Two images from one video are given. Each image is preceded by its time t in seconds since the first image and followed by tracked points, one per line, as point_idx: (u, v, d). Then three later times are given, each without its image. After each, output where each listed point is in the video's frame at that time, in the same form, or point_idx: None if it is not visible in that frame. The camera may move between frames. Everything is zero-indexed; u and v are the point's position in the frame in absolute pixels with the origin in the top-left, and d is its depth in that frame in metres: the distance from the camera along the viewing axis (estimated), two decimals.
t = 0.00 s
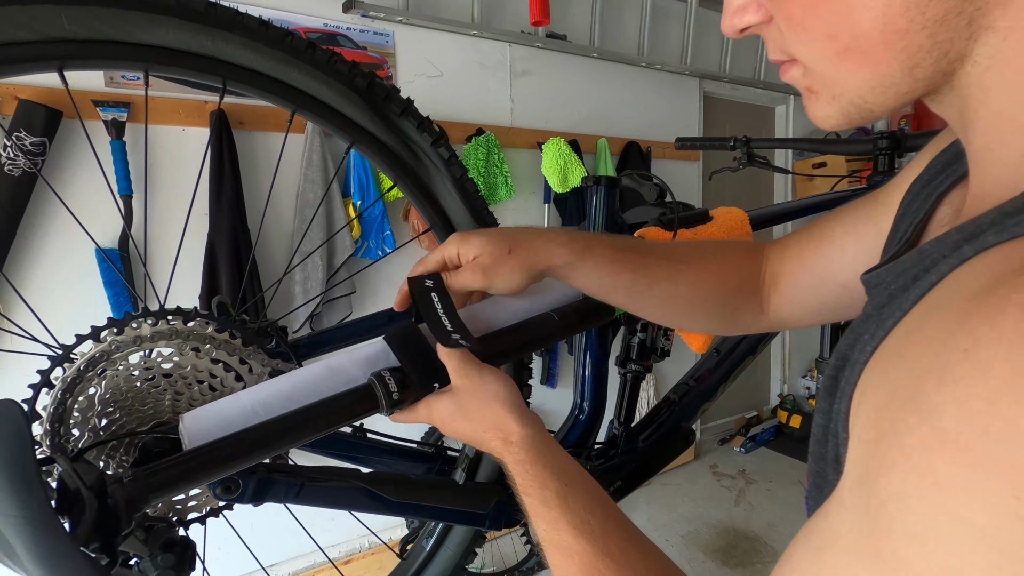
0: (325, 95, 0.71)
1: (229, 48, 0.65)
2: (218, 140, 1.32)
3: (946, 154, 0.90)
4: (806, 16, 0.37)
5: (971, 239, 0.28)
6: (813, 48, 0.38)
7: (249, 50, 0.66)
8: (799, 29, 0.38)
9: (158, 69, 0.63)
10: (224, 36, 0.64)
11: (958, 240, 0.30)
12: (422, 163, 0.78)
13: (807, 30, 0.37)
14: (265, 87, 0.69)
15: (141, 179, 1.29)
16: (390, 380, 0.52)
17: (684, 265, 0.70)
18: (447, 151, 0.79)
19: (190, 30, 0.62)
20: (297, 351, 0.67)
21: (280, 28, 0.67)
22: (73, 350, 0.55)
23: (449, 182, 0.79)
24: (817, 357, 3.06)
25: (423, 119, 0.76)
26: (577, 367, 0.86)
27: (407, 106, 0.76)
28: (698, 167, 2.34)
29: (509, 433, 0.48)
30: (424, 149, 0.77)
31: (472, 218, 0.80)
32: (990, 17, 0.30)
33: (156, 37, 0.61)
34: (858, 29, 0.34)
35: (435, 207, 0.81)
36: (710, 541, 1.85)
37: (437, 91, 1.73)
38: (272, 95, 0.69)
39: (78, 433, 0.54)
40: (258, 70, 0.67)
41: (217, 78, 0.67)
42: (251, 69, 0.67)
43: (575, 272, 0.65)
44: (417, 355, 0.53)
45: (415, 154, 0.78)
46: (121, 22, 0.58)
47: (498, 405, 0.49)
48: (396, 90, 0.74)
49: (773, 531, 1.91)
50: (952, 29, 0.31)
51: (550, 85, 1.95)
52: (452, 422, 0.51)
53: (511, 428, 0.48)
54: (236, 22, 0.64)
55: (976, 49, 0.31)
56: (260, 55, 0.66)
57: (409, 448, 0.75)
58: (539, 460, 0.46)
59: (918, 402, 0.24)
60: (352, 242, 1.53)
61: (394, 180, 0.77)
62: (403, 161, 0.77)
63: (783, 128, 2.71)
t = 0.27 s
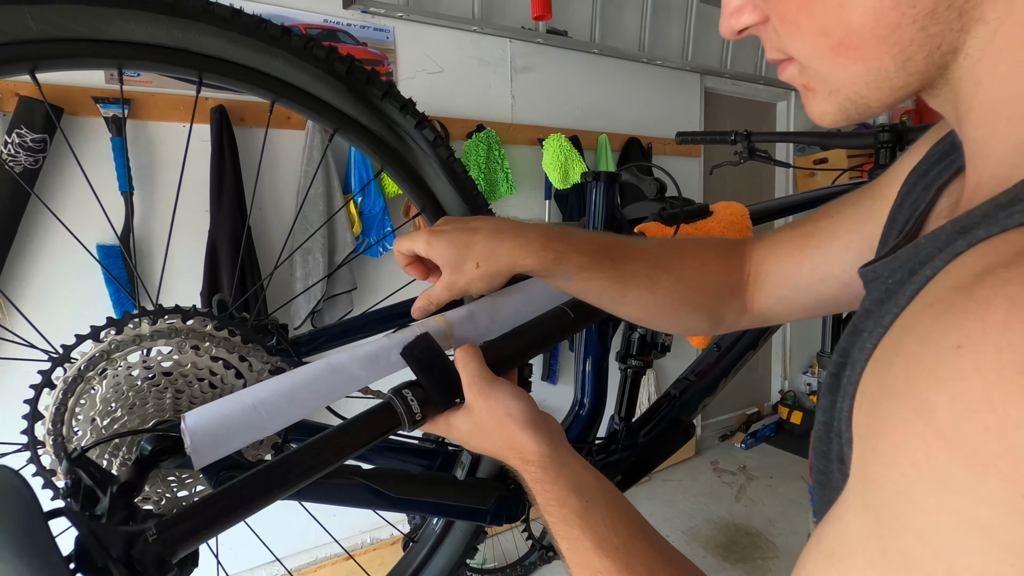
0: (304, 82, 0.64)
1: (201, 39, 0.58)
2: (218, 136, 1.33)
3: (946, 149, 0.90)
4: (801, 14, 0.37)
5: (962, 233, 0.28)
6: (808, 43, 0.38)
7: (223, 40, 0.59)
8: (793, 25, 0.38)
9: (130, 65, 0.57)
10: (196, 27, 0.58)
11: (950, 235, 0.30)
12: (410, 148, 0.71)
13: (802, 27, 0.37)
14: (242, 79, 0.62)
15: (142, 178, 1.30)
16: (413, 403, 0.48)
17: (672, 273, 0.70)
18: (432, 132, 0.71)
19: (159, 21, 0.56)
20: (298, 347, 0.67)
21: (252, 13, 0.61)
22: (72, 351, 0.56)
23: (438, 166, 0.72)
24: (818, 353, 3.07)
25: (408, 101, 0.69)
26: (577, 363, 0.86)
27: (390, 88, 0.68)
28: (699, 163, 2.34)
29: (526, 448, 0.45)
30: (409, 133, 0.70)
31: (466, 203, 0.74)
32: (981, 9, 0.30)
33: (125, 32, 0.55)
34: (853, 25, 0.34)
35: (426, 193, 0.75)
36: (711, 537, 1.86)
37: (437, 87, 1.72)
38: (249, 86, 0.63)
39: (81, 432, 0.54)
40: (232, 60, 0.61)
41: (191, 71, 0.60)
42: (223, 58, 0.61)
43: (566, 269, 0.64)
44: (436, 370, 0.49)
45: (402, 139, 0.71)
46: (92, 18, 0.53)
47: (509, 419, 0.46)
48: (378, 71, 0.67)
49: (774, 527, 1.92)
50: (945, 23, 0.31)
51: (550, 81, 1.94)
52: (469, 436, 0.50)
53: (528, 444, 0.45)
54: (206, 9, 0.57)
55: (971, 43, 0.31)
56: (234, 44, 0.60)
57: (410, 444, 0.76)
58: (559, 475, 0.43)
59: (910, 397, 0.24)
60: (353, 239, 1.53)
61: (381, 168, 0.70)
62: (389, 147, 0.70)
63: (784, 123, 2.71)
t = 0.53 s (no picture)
0: (316, 74, 0.64)
1: (215, 31, 0.58)
2: (228, 132, 1.34)
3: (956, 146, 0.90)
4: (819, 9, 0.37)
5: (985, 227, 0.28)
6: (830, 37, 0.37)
7: (235, 32, 0.59)
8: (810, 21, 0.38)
9: (146, 58, 0.57)
10: (210, 19, 0.58)
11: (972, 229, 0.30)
12: (421, 140, 0.71)
13: (819, 21, 0.37)
14: (255, 71, 0.62)
15: (153, 175, 1.31)
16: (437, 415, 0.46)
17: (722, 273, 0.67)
18: (444, 124, 0.71)
19: (173, 14, 0.56)
20: (310, 340, 0.67)
21: (265, 6, 0.61)
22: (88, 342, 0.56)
23: (449, 158, 0.72)
24: (824, 352, 3.06)
25: (418, 93, 0.68)
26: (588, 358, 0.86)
27: (401, 80, 0.68)
28: (707, 161, 2.33)
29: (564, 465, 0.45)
30: (420, 125, 0.70)
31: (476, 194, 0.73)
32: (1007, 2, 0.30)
33: (141, 25, 0.55)
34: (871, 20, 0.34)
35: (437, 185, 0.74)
36: (716, 535, 1.86)
37: (445, 84, 1.72)
38: (262, 78, 0.63)
39: (99, 421, 0.55)
40: (245, 52, 0.61)
41: (205, 63, 0.60)
42: (236, 51, 0.61)
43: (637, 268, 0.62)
44: (463, 383, 0.47)
45: (413, 130, 0.70)
46: (107, 12, 0.54)
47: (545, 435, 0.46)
48: (389, 63, 0.67)
49: (780, 526, 1.91)
50: (968, 16, 0.31)
51: (557, 78, 1.94)
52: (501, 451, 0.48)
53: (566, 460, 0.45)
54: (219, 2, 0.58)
55: (993, 36, 0.31)
56: (247, 36, 0.60)
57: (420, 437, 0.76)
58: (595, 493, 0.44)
59: (941, 390, 0.24)
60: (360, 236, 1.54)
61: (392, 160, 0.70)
62: (400, 139, 0.70)
63: (791, 121, 2.70)
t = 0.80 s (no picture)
0: (322, 74, 0.64)
1: (222, 31, 0.59)
2: (232, 130, 1.34)
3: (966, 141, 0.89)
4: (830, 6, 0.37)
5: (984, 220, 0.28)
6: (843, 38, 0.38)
7: (242, 31, 0.59)
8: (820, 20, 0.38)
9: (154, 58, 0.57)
10: (217, 18, 0.58)
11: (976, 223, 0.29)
12: (426, 139, 0.71)
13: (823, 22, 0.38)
14: (261, 70, 0.62)
15: (159, 173, 1.32)
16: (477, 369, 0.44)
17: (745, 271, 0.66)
18: (449, 125, 0.71)
19: (180, 13, 0.56)
20: (314, 338, 0.68)
21: (272, 6, 0.61)
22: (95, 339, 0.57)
23: (454, 158, 0.72)
24: (829, 350, 3.04)
25: (424, 93, 0.69)
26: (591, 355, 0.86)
27: (407, 80, 0.69)
28: (711, 158, 2.33)
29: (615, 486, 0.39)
30: (425, 125, 0.70)
31: (479, 193, 0.73)
32: None
33: (148, 24, 0.56)
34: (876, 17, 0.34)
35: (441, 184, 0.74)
36: (721, 533, 1.85)
37: (449, 82, 1.73)
38: (268, 77, 0.63)
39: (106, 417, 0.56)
40: (252, 52, 0.61)
41: (213, 63, 0.61)
42: (243, 50, 0.61)
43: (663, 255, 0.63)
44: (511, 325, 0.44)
45: (418, 130, 0.70)
46: (114, 11, 0.54)
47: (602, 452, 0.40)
48: (394, 63, 0.67)
49: (784, 524, 1.91)
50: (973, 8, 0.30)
51: (561, 76, 1.94)
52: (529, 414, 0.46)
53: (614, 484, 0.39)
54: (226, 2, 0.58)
55: (992, 26, 0.30)
56: (254, 36, 0.60)
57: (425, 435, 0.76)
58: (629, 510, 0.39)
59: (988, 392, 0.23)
60: (364, 234, 1.54)
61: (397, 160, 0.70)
62: (405, 138, 0.70)
63: (797, 118, 2.68)
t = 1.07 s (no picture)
0: (323, 75, 0.65)
1: (223, 34, 0.59)
2: (230, 131, 1.34)
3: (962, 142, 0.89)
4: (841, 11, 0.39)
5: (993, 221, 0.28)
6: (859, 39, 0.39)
7: (244, 34, 0.59)
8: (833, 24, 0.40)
9: (155, 61, 0.57)
10: (218, 21, 0.58)
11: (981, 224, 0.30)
12: (426, 141, 0.71)
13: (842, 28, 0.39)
14: (262, 73, 0.63)
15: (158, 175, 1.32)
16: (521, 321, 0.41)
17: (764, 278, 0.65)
18: (449, 126, 0.71)
19: (181, 15, 0.56)
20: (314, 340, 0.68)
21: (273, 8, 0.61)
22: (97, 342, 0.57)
23: (454, 159, 0.72)
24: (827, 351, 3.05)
25: (425, 95, 0.69)
26: (591, 356, 0.87)
27: (407, 81, 0.69)
28: (709, 159, 2.33)
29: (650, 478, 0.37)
30: (425, 126, 0.70)
31: (479, 195, 0.73)
32: None
33: (150, 27, 0.55)
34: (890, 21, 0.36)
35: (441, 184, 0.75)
36: (720, 533, 1.86)
37: (447, 84, 1.73)
38: (268, 79, 0.63)
39: (107, 421, 0.56)
40: (253, 54, 0.61)
41: (214, 66, 0.61)
42: (243, 52, 0.61)
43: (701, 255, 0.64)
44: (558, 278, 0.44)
45: (418, 132, 0.70)
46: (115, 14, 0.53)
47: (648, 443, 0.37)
48: (395, 65, 0.67)
49: (783, 524, 1.92)
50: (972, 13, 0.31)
51: (559, 77, 1.94)
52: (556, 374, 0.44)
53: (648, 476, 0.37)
54: (228, 4, 0.58)
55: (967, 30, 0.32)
56: (255, 38, 0.60)
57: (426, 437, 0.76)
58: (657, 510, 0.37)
59: None
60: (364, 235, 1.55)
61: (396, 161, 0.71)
62: (405, 140, 0.70)
63: (793, 119, 2.69)
